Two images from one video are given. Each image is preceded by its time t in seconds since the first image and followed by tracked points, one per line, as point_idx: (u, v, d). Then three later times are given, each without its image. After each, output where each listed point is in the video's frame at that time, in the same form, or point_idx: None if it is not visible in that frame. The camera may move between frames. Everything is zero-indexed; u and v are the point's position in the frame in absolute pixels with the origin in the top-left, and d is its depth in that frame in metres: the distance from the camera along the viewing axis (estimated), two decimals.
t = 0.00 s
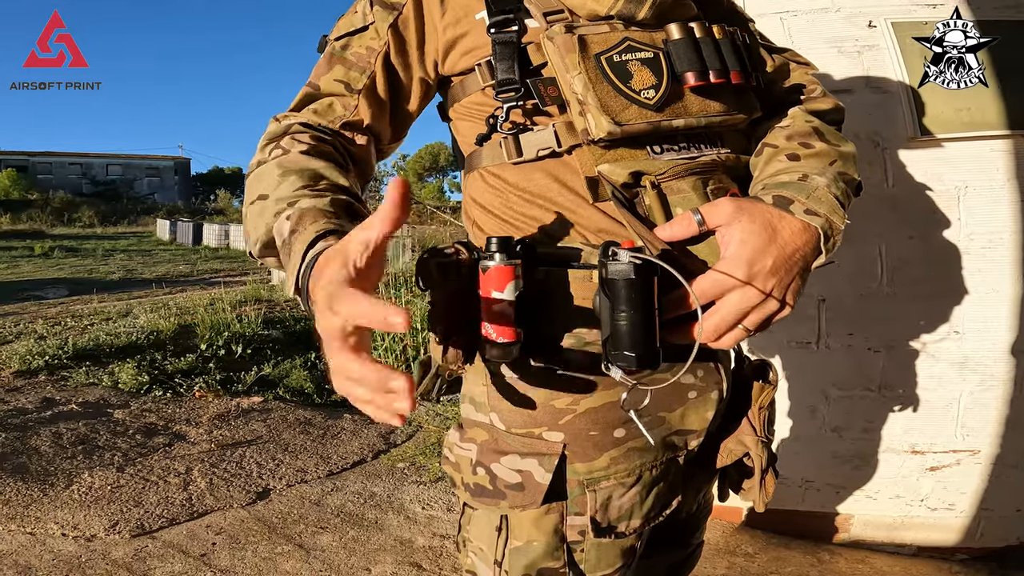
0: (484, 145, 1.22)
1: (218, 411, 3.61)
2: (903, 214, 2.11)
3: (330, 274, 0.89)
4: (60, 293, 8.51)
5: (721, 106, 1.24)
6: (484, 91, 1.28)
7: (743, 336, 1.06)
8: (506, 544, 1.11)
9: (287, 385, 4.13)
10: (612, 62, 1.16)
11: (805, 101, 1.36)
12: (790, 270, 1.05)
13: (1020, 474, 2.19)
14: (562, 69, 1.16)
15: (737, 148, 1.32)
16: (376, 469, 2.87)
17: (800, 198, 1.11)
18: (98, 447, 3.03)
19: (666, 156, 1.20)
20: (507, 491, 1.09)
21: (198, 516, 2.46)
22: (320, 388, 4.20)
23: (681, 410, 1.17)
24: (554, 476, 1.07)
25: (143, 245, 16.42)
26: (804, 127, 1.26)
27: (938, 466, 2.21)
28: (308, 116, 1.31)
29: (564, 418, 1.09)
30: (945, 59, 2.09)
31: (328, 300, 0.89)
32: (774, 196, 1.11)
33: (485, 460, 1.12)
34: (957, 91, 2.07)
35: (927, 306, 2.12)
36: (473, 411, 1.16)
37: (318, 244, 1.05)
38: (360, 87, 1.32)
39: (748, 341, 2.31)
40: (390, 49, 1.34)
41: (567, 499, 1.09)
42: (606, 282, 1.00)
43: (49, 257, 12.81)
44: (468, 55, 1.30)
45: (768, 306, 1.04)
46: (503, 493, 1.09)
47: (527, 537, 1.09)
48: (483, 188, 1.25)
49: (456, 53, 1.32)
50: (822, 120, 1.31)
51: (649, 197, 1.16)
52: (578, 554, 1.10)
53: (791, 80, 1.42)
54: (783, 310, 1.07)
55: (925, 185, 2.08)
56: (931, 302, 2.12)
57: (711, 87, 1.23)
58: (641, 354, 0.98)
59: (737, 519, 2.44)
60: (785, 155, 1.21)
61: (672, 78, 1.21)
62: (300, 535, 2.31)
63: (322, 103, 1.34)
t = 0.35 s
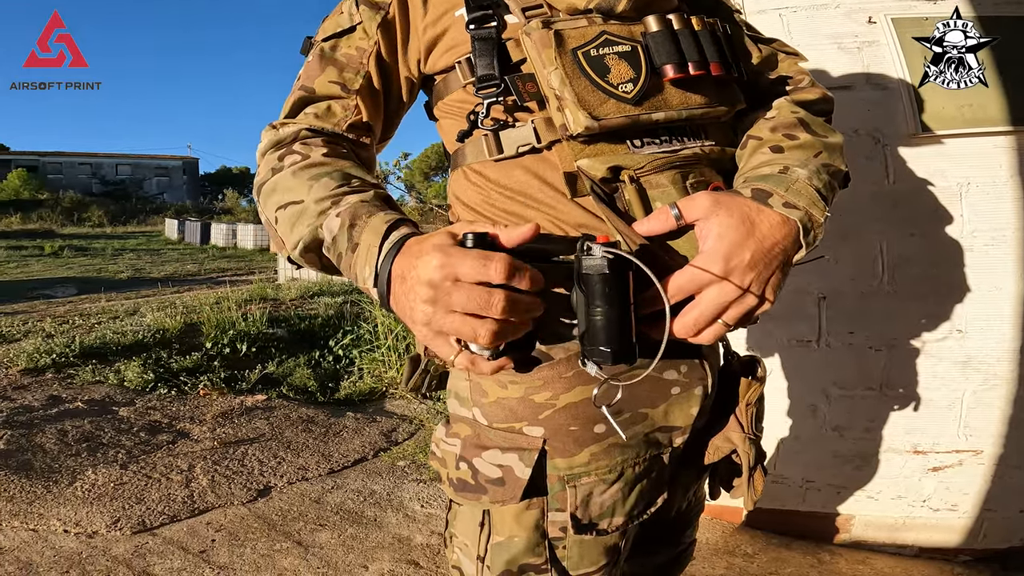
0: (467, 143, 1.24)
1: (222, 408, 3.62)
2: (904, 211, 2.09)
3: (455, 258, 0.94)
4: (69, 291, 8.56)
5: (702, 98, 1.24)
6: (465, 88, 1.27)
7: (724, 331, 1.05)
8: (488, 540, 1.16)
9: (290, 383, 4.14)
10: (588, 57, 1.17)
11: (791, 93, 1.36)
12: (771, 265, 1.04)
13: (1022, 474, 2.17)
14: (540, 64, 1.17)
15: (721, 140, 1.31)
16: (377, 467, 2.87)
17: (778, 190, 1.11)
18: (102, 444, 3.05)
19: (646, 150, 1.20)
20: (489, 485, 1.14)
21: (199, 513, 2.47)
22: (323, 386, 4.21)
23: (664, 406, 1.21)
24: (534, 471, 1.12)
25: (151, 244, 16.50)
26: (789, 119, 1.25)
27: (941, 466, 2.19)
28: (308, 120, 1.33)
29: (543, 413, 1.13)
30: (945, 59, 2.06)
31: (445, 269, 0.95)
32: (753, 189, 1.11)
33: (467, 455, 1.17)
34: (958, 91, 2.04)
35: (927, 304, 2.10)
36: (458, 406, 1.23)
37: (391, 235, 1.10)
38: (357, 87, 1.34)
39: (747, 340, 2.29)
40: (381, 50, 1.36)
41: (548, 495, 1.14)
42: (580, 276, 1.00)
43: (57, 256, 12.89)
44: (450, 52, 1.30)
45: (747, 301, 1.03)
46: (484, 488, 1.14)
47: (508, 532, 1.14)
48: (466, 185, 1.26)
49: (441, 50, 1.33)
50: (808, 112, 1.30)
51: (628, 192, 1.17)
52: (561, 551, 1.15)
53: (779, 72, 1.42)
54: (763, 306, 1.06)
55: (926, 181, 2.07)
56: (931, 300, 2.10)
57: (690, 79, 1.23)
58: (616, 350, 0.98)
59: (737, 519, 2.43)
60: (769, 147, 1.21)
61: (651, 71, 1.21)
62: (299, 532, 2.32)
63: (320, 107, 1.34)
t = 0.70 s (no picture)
0: (470, 147, 1.28)
1: (230, 407, 3.65)
2: (910, 211, 2.08)
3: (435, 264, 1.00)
4: (80, 291, 8.64)
5: (703, 100, 1.25)
6: (469, 93, 1.29)
7: (721, 333, 1.05)
8: (487, 536, 1.18)
9: (297, 382, 4.17)
10: (588, 60, 1.18)
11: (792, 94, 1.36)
12: (767, 267, 1.05)
13: None
14: (540, 68, 1.19)
15: (724, 142, 1.32)
16: (383, 466, 2.89)
17: (776, 194, 1.12)
18: (112, 442, 3.08)
19: (646, 152, 1.21)
20: (487, 483, 1.16)
21: (207, 511, 2.50)
22: (330, 385, 4.24)
23: (660, 406, 1.21)
24: (532, 469, 1.14)
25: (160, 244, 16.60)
26: (789, 121, 1.25)
27: (947, 467, 2.18)
28: (334, 134, 1.38)
29: (541, 412, 1.14)
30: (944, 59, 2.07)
31: (426, 277, 1.00)
32: (749, 193, 1.12)
33: (467, 453, 1.19)
34: (958, 91, 2.04)
35: (933, 305, 2.09)
36: (459, 405, 1.25)
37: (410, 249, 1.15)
38: (378, 97, 1.39)
39: (751, 340, 2.30)
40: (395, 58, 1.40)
41: (546, 493, 1.16)
42: (576, 278, 1.01)
43: (68, 256, 12.98)
44: (453, 57, 1.31)
45: (744, 302, 1.03)
46: (483, 485, 1.16)
47: (506, 529, 1.15)
48: (467, 189, 1.29)
49: (444, 54, 1.34)
50: (809, 113, 1.31)
51: (627, 195, 1.18)
52: (558, 548, 1.16)
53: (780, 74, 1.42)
54: (760, 306, 1.06)
55: (933, 182, 2.06)
56: (937, 301, 2.09)
57: (690, 81, 1.24)
58: (612, 349, 0.99)
59: (741, 519, 2.44)
60: (768, 150, 1.22)
61: (651, 74, 1.22)
62: (306, 530, 2.34)
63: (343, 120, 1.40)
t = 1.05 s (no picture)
0: (473, 150, 1.31)
1: (237, 406, 3.67)
2: (919, 211, 2.07)
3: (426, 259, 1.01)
4: (90, 291, 8.70)
5: (704, 101, 1.25)
6: (473, 96, 1.29)
7: (721, 333, 1.06)
8: (487, 534, 1.19)
9: (304, 381, 4.18)
10: (587, 63, 1.18)
11: (797, 93, 1.35)
12: (768, 267, 1.05)
13: None
14: (540, 71, 1.19)
15: (726, 142, 1.32)
16: (388, 465, 2.90)
17: (777, 195, 1.11)
18: (120, 441, 3.10)
19: (646, 154, 1.21)
20: (488, 481, 1.16)
21: (214, 510, 2.51)
22: (336, 385, 4.25)
23: (661, 405, 1.21)
24: (532, 468, 1.14)
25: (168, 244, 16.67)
26: (792, 121, 1.25)
27: (954, 468, 2.17)
28: (355, 143, 1.45)
29: (541, 411, 1.14)
30: (945, 60, 2.06)
31: (418, 271, 1.02)
32: (750, 193, 1.10)
33: (469, 451, 1.20)
34: (957, 91, 2.04)
35: (941, 305, 2.08)
36: (461, 403, 1.26)
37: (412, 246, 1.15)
38: (391, 105, 1.43)
39: (756, 340, 2.29)
40: (404, 64, 1.42)
41: (546, 492, 1.16)
42: (577, 276, 1.02)
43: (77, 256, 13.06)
44: (457, 61, 1.32)
45: (743, 304, 1.04)
46: (484, 483, 1.17)
47: (506, 527, 1.16)
48: (470, 188, 1.30)
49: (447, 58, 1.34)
50: (813, 112, 1.30)
51: (627, 196, 1.18)
52: (558, 547, 1.16)
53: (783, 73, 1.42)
54: (760, 307, 1.06)
55: (942, 181, 2.04)
56: (944, 301, 2.08)
57: (691, 82, 1.23)
58: (614, 347, 0.99)
59: (746, 519, 2.43)
60: (771, 150, 1.22)
61: (651, 76, 1.22)
62: (311, 529, 2.35)
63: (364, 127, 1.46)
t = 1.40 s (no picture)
0: (482, 154, 1.31)
1: (245, 406, 3.69)
2: (929, 211, 2.06)
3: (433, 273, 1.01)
4: (98, 290, 8.75)
5: (712, 103, 1.25)
6: (481, 101, 1.30)
7: (729, 336, 1.06)
8: (494, 533, 1.19)
9: (311, 381, 4.20)
10: (593, 67, 1.19)
11: (806, 93, 1.34)
12: (775, 270, 1.05)
13: None
14: (546, 76, 1.20)
15: (734, 143, 1.32)
16: (395, 464, 2.91)
17: (783, 197, 1.11)
18: (130, 441, 3.12)
19: (652, 156, 1.21)
20: (495, 481, 1.17)
21: (222, 509, 2.52)
22: (343, 384, 4.27)
23: (668, 407, 1.21)
24: (539, 468, 1.15)
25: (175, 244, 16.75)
26: (802, 121, 1.25)
27: (963, 469, 2.16)
28: (371, 151, 1.44)
29: (549, 412, 1.15)
30: (944, 60, 2.05)
31: (425, 287, 1.02)
32: (757, 196, 1.11)
33: (477, 451, 1.20)
34: (957, 91, 2.04)
35: (950, 306, 2.07)
36: (470, 403, 1.26)
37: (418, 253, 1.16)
38: (406, 113, 1.42)
39: (765, 340, 2.29)
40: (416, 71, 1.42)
41: (553, 493, 1.16)
42: (584, 283, 1.02)
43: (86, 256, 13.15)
44: (465, 66, 1.33)
45: (750, 306, 1.03)
46: (491, 483, 1.17)
47: (514, 527, 1.17)
48: (480, 191, 1.31)
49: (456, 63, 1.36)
50: (823, 112, 1.29)
51: (634, 199, 1.18)
52: (566, 547, 1.16)
53: (792, 73, 1.41)
54: (767, 309, 1.06)
55: (953, 182, 2.03)
56: (953, 302, 2.07)
57: (698, 84, 1.23)
58: (623, 353, 1.00)
59: (753, 520, 2.43)
60: (779, 151, 1.22)
61: (658, 78, 1.22)
62: (319, 528, 2.36)
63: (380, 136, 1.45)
